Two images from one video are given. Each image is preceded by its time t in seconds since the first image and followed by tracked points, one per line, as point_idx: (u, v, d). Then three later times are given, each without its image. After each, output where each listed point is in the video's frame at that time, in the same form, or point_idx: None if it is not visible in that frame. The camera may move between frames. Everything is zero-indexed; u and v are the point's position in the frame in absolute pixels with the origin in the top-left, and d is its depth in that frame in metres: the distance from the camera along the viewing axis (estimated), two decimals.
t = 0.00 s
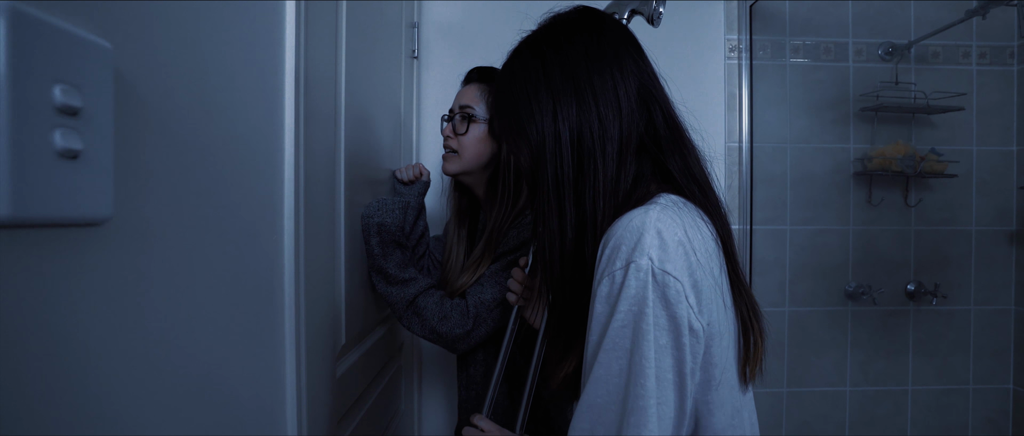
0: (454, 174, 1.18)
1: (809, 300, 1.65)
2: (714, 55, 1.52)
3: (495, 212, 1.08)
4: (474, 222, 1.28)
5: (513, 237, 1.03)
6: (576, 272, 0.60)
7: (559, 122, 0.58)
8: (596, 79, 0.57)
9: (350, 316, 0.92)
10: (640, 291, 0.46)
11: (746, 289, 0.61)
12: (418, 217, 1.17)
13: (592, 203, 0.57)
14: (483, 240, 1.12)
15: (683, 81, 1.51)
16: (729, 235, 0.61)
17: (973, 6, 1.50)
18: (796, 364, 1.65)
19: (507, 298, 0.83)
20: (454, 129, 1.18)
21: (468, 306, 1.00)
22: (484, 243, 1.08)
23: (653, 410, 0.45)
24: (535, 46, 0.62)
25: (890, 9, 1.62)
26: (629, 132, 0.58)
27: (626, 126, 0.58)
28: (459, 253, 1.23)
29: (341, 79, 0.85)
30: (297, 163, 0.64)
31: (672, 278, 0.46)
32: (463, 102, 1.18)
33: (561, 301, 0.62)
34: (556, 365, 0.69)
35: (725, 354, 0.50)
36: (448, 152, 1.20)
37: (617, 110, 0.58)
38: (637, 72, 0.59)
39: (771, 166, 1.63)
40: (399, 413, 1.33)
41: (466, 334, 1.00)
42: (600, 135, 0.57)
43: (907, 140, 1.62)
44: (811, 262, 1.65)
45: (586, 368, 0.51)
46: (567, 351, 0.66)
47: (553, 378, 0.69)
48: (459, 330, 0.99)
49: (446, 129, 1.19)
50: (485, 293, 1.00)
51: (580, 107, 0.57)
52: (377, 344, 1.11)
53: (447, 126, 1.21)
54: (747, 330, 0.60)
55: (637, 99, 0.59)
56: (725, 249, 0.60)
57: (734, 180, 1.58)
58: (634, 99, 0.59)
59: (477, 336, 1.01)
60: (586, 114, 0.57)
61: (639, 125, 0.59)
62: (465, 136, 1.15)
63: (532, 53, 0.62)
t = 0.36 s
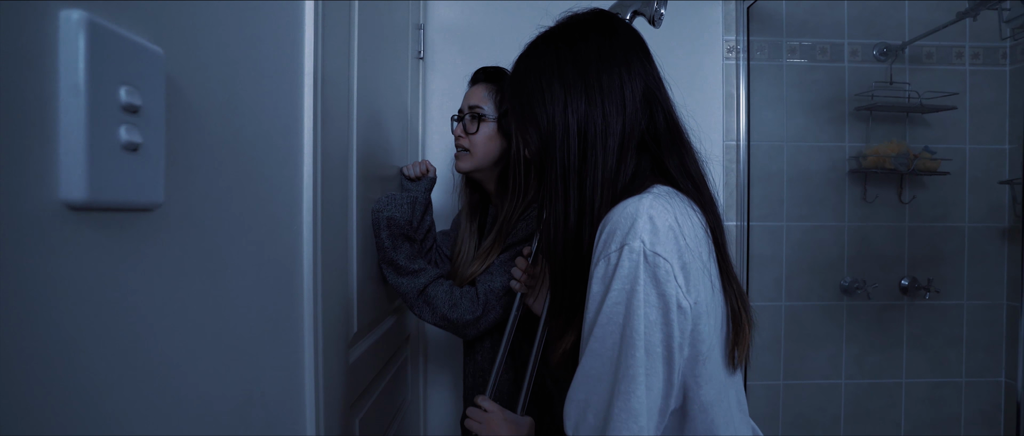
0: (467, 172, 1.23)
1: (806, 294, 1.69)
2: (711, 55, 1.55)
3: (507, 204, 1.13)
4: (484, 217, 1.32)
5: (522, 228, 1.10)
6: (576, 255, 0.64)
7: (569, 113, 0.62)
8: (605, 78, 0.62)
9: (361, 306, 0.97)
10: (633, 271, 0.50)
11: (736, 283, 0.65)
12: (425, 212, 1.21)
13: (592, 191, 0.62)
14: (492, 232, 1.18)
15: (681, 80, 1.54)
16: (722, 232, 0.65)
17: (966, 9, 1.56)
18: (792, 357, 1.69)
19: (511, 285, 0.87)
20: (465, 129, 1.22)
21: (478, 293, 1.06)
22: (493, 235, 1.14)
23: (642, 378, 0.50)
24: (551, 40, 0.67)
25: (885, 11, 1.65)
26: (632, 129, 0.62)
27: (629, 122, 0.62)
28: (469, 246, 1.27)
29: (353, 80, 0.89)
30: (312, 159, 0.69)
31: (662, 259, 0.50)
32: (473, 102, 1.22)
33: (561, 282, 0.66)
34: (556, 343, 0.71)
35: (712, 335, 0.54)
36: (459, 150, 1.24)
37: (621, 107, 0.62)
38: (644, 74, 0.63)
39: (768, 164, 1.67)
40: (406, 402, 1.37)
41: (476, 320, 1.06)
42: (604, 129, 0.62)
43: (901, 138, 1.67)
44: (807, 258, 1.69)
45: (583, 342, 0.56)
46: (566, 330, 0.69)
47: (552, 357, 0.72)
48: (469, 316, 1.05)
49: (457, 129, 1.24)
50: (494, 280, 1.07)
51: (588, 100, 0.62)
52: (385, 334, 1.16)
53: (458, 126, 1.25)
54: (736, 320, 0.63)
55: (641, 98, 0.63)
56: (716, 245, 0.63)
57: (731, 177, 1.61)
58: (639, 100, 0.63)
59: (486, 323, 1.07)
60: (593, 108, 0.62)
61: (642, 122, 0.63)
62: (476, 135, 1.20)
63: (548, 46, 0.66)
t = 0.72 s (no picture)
0: (474, 172, 1.26)
1: (802, 290, 1.72)
2: (709, 56, 1.58)
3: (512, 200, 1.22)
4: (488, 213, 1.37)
5: (525, 223, 1.15)
6: (586, 243, 0.68)
7: (586, 106, 0.65)
8: (621, 78, 0.65)
9: (370, 299, 1.00)
10: (637, 261, 0.54)
11: (733, 279, 0.69)
12: (429, 210, 1.25)
13: (601, 183, 0.65)
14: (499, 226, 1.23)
15: (680, 81, 1.57)
16: (722, 231, 0.69)
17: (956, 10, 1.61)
18: (789, 351, 1.72)
19: (513, 277, 0.90)
20: (469, 130, 1.26)
21: (485, 284, 1.13)
22: (499, 229, 1.20)
23: (645, 362, 0.53)
24: (571, 36, 0.69)
25: (879, 12, 1.69)
26: (643, 130, 0.66)
27: (641, 121, 0.66)
28: (474, 241, 1.30)
29: (362, 81, 0.93)
30: (326, 157, 0.72)
31: (665, 250, 0.54)
32: (476, 103, 1.26)
33: (569, 269, 0.70)
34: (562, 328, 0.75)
35: (711, 323, 0.57)
36: (465, 151, 1.28)
37: (635, 105, 0.65)
38: (658, 79, 0.67)
39: (765, 162, 1.70)
40: (411, 394, 1.41)
41: (482, 309, 1.12)
42: (616, 126, 0.65)
43: (894, 137, 1.71)
44: (803, 254, 1.72)
45: (589, 329, 0.59)
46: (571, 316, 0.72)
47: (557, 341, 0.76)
48: (477, 306, 1.11)
49: (461, 130, 1.28)
50: (500, 271, 1.13)
51: (605, 96, 0.65)
52: (392, 327, 1.19)
53: (462, 126, 1.29)
54: (733, 314, 0.68)
55: (655, 99, 0.67)
56: (715, 243, 0.67)
57: (728, 175, 1.64)
58: (652, 102, 0.66)
59: (492, 312, 1.13)
60: (609, 103, 0.65)
61: (652, 122, 0.67)
62: (480, 135, 1.25)
63: (568, 40, 0.69)
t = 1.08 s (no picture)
0: (477, 170, 1.31)
1: (799, 286, 1.75)
2: (707, 56, 1.60)
3: (514, 197, 1.27)
4: (495, 208, 1.39)
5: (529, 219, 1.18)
6: (601, 235, 0.70)
7: (611, 102, 0.68)
8: (644, 78, 0.68)
9: (375, 294, 1.03)
10: (650, 253, 0.56)
11: (737, 277, 0.72)
12: (431, 211, 1.27)
13: (620, 177, 0.68)
14: (502, 221, 1.27)
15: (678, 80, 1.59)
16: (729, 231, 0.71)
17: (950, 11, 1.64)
18: (787, 347, 1.74)
19: (520, 272, 0.94)
20: (470, 130, 1.30)
21: (490, 276, 1.15)
22: (503, 225, 1.24)
23: (658, 350, 0.55)
24: (595, 32, 0.71)
25: (875, 12, 1.72)
26: (661, 130, 0.68)
27: (660, 120, 0.68)
28: (477, 237, 1.33)
29: (367, 82, 0.96)
30: (332, 156, 0.75)
31: (676, 242, 0.56)
32: (477, 104, 1.30)
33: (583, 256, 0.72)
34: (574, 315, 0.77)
35: (718, 315, 0.60)
36: (468, 150, 1.33)
37: (656, 105, 0.68)
38: (678, 82, 0.69)
39: (763, 161, 1.73)
40: (414, 389, 1.44)
41: (488, 301, 1.14)
42: (637, 124, 0.68)
43: (890, 136, 1.73)
44: (801, 251, 1.74)
45: (602, 321, 0.61)
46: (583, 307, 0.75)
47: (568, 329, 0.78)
48: (483, 297, 1.13)
49: (464, 130, 1.31)
50: (506, 265, 1.15)
51: (629, 94, 0.68)
52: (396, 323, 1.22)
53: (465, 127, 1.33)
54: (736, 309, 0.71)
55: (675, 100, 0.69)
56: (722, 242, 0.70)
57: (727, 173, 1.66)
58: (671, 104, 0.69)
59: (497, 304, 1.15)
60: (633, 101, 0.68)
61: (670, 123, 0.69)
62: (480, 135, 1.28)
63: (594, 36, 0.71)
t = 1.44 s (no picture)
0: (480, 174, 1.31)
1: (798, 285, 1.76)
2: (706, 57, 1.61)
3: (518, 200, 1.28)
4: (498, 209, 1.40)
5: (535, 218, 1.21)
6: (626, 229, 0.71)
7: (642, 102, 0.70)
8: (674, 80, 0.69)
9: (378, 293, 1.04)
10: (674, 247, 0.57)
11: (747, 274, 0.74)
12: (434, 210, 1.28)
13: (647, 175, 0.69)
14: (506, 224, 1.29)
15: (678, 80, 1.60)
16: (744, 231, 0.73)
17: (947, 11, 1.65)
18: (786, 345, 1.76)
19: (529, 268, 0.96)
20: (474, 134, 1.30)
21: (494, 275, 1.16)
22: (507, 227, 1.25)
23: (685, 340, 0.56)
24: (625, 32, 0.73)
25: (873, 13, 1.73)
26: (686, 131, 0.70)
27: (685, 122, 0.70)
28: (482, 238, 1.35)
29: (370, 84, 0.97)
30: (337, 157, 0.76)
31: (698, 237, 0.57)
32: (478, 109, 1.30)
33: (607, 248, 0.73)
34: (591, 306, 0.77)
35: (734, 309, 0.61)
36: (471, 155, 1.33)
37: (683, 106, 0.70)
38: (704, 85, 0.71)
39: (761, 160, 1.74)
40: (417, 388, 1.45)
41: (491, 300, 1.15)
42: (665, 124, 0.69)
43: (889, 135, 1.74)
44: (800, 250, 1.75)
45: (627, 314, 0.61)
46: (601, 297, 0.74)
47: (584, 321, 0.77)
48: (486, 296, 1.15)
49: (465, 135, 1.32)
50: (509, 265, 1.16)
51: (659, 95, 0.69)
52: (399, 322, 1.23)
53: (466, 131, 1.34)
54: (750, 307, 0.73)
55: (700, 103, 0.71)
56: (737, 241, 0.72)
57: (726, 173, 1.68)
58: (696, 106, 0.71)
59: (500, 304, 1.16)
60: (663, 101, 0.69)
61: (694, 124, 0.71)
62: (482, 140, 1.28)
63: (625, 36, 0.72)
